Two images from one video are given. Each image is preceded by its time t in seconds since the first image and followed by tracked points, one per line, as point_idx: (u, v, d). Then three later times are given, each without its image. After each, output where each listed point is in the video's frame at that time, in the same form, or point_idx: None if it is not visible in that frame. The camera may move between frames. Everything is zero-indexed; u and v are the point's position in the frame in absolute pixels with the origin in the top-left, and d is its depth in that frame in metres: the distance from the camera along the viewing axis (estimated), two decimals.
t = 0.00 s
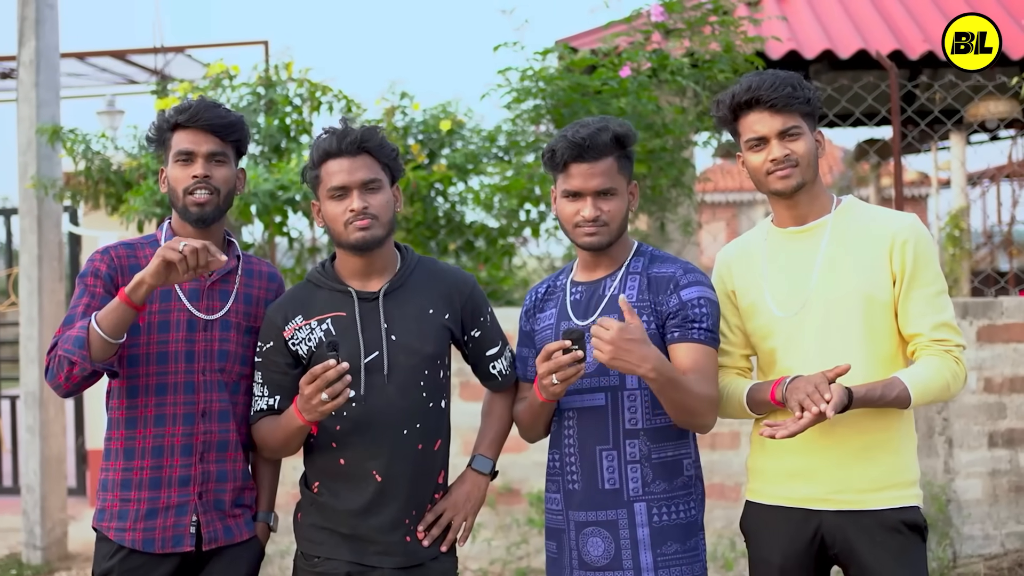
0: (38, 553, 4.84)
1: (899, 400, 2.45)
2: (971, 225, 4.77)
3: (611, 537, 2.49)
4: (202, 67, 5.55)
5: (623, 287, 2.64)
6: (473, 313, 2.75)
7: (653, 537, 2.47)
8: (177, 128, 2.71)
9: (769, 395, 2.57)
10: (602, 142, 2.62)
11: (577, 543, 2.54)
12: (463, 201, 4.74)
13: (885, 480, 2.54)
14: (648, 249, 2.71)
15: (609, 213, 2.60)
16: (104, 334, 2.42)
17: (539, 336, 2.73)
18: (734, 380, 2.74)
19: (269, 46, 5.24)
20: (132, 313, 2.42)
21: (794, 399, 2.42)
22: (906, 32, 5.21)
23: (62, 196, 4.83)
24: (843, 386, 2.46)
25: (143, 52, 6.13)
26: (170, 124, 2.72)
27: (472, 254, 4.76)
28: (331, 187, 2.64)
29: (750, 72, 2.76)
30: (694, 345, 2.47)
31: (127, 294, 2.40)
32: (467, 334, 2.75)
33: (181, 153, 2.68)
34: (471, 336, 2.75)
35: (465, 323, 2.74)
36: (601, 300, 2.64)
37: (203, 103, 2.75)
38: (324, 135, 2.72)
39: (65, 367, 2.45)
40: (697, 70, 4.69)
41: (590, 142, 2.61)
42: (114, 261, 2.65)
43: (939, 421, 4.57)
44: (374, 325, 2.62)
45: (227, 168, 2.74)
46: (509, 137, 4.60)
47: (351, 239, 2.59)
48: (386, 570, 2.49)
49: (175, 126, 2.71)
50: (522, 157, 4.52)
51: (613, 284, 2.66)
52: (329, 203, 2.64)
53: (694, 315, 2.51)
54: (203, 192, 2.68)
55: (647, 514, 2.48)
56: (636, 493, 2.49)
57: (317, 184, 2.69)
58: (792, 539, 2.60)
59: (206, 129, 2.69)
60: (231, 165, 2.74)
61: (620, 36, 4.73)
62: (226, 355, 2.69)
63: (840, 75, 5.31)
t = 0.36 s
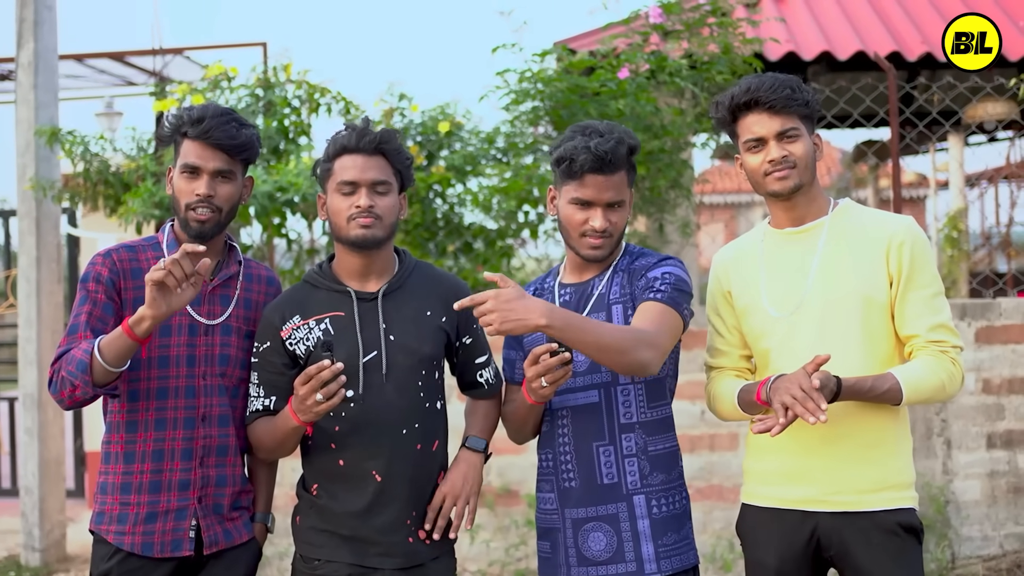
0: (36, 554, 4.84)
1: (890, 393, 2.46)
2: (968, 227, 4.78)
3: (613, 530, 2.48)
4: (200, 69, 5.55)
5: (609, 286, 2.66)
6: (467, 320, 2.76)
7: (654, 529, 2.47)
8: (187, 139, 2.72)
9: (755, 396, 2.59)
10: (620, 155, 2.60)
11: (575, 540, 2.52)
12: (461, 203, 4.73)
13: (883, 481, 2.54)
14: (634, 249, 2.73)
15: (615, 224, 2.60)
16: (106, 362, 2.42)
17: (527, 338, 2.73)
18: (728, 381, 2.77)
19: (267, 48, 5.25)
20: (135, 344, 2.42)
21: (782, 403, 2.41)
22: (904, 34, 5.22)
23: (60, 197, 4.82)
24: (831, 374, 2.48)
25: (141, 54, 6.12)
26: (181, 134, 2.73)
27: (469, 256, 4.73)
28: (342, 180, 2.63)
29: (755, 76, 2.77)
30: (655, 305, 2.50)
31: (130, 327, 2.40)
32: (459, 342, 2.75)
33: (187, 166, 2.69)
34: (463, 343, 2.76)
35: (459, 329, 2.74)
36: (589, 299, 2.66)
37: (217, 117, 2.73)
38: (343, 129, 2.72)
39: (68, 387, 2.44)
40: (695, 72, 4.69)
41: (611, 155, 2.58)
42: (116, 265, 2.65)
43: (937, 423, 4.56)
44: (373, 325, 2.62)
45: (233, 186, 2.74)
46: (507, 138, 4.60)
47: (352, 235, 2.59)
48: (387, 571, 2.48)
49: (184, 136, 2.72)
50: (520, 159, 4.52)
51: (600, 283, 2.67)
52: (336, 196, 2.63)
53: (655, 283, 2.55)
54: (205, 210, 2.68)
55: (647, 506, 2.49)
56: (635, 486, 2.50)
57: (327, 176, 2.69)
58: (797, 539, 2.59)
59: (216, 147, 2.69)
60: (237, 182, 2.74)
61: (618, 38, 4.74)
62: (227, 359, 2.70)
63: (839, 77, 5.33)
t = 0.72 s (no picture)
0: (35, 555, 4.83)
1: (886, 392, 2.47)
2: (966, 228, 4.80)
3: (587, 534, 2.49)
4: (199, 70, 5.55)
5: (603, 291, 2.64)
6: (460, 323, 2.72)
7: (628, 535, 2.46)
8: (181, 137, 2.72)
9: (752, 407, 2.54)
10: (563, 156, 2.62)
11: (552, 540, 2.54)
12: (460, 204, 4.72)
13: (876, 481, 2.55)
14: (629, 253, 2.74)
15: (580, 224, 2.61)
16: (121, 370, 2.43)
17: (521, 338, 2.75)
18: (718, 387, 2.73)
19: (265, 49, 5.24)
20: (151, 355, 2.42)
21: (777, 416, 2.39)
22: (902, 35, 5.22)
23: (59, 198, 4.82)
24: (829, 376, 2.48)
25: (140, 55, 6.12)
26: (176, 133, 2.73)
27: (468, 257, 4.72)
28: (357, 179, 2.64)
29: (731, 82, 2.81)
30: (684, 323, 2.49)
31: (149, 338, 2.40)
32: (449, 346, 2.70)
33: (181, 165, 2.69)
34: (452, 349, 2.70)
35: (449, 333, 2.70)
36: (581, 305, 2.64)
37: (210, 114, 2.75)
38: (365, 130, 2.75)
39: (76, 391, 2.46)
40: (693, 73, 4.69)
41: (552, 158, 2.61)
42: (114, 266, 2.65)
43: (936, 424, 4.56)
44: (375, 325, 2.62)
45: (228, 184, 2.74)
46: (505, 139, 4.60)
47: (360, 234, 2.60)
48: (392, 570, 2.48)
49: (178, 135, 2.72)
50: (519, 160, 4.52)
51: (593, 288, 2.66)
52: (349, 193, 2.64)
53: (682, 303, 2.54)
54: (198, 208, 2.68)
55: (622, 513, 2.48)
56: (611, 492, 2.49)
57: (342, 173, 2.70)
58: (784, 540, 2.59)
59: (208, 144, 2.69)
60: (232, 180, 2.74)
61: (617, 39, 4.75)
62: (224, 361, 2.70)
63: (837, 78, 5.29)
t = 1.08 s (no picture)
0: (33, 556, 4.83)
1: (879, 389, 2.47)
2: (965, 230, 4.80)
3: (601, 533, 2.48)
4: (198, 71, 5.55)
5: (602, 290, 2.65)
6: (461, 322, 2.69)
7: (642, 532, 2.46)
8: (182, 134, 2.72)
9: (753, 408, 2.53)
10: (586, 150, 2.64)
11: (563, 542, 2.52)
12: (459, 205, 4.71)
13: (866, 477, 2.56)
14: (625, 254, 2.74)
15: (593, 219, 2.61)
16: (90, 399, 2.42)
17: (521, 341, 2.73)
18: (709, 390, 2.72)
19: (264, 49, 5.24)
20: (113, 383, 2.41)
21: (785, 418, 2.37)
22: (902, 36, 5.23)
23: (57, 199, 4.81)
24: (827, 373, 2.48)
25: (139, 56, 6.12)
26: (176, 129, 2.72)
27: (467, 258, 4.72)
28: (364, 182, 2.64)
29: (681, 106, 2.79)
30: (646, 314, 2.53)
31: (107, 369, 2.39)
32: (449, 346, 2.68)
33: (186, 161, 2.69)
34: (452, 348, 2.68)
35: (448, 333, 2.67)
36: (582, 303, 2.65)
37: (211, 111, 2.76)
38: (375, 133, 2.75)
39: (60, 410, 2.48)
40: (693, 74, 4.69)
41: (576, 149, 2.63)
42: (110, 271, 2.64)
43: (935, 426, 4.56)
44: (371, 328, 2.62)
45: (231, 178, 2.76)
46: (504, 140, 4.60)
47: (363, 237, 2.60)
48: (389, 570, 2.48)
49: (179, 132, 2.72)
50: (517, 161, 4.52)
51: (593, 287, 2.66)
52: (355, 196, 2.64)
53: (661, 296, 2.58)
54: (210, 202, 2.69)
55: (634, 509, 2.48)
56: (623, 489, 2.50)
57: (350, 174, 2.70)
58: (777, 537, 2.59)
59: (215, 139, 2.72)
60: (234, 175, 2.76)
61: (616, 40, 4.75)
62: (226, 358, 2.70)
63: (836, 79, 5.28)
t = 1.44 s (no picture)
0: (32, 557, 4.82)
1: (871, 391, 2.49)
2: (964, 231, 4.84)
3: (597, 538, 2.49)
4: (197, 72, 5.55)
5: (598, 295, 2.63)
6: (463, 322, 2.69)
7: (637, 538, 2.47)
8: (174, 133, 2.73)
9: (747, 418, 2.52)
10: (567, 144, 2.67)
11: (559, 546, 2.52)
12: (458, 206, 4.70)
13: (858, 475, 2.57)
14: (620, 256, 2.72)
15: (578, 212, 2.62)
16: (89, 376, 2.42)
17: (516, 343, 2.73)
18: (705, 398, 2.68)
19: (263, 50, 5.24)
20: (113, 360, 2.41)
21: (779, 429, 2.35)
22: (900, 38, 5.23)
23: (56, 200, 4.81)
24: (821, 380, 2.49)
25: (138, 57, 6.12)
26: (167, 129, 2.73)
27: (466, 259, 4.72)
28: (369, 179, 2.64)
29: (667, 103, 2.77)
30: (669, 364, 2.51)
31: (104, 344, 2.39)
32: (450, 346, 2.67)
33: (179, 158, 2.70)
34: (453, 349, 2.67)
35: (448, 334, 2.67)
36: (577, 308, 2.63)
37: (200, 109, 2.77)
38: (381, 132, 2.76)
39: (59, 403, 2.46)
40: (692, 75, 4.69)
41: (554, 143, 2.67)
42: (106, 271, 2.65)
43: (934, 427, 4.56)
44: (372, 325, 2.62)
45: (225, 174, 2.76)
46: (503, 141, 4.60)
47: (368, 233, 2.60)
48: (387, 571, 2.47)
49: (172, 131, 2.73)
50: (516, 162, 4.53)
51: (587, 292, 2.65)
52: (361, 193, 2.64)
53: (664, 327, 2.51)
54: (203, 197, 2.68)
55: (631, 515, 2.49)
56: (619, 494, 2.50)
57: (356, 172, 2.70)
58: (771, 535, 2.59)
59: (206, 135, 2.72)
60: (228, 171, 2.76)
61: (615, 42, 4.76)
62: (221, 359, 2.69)
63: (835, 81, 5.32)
